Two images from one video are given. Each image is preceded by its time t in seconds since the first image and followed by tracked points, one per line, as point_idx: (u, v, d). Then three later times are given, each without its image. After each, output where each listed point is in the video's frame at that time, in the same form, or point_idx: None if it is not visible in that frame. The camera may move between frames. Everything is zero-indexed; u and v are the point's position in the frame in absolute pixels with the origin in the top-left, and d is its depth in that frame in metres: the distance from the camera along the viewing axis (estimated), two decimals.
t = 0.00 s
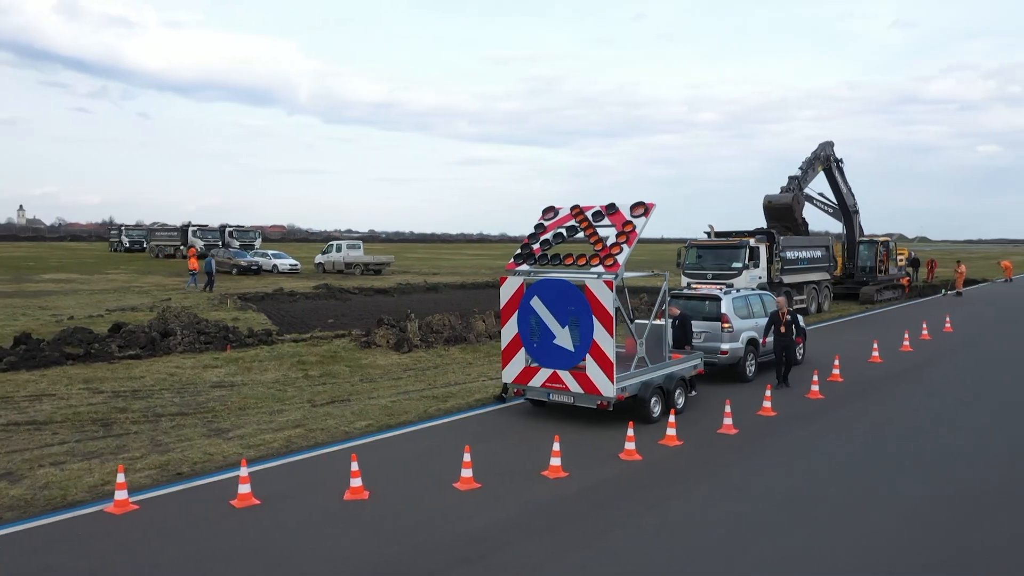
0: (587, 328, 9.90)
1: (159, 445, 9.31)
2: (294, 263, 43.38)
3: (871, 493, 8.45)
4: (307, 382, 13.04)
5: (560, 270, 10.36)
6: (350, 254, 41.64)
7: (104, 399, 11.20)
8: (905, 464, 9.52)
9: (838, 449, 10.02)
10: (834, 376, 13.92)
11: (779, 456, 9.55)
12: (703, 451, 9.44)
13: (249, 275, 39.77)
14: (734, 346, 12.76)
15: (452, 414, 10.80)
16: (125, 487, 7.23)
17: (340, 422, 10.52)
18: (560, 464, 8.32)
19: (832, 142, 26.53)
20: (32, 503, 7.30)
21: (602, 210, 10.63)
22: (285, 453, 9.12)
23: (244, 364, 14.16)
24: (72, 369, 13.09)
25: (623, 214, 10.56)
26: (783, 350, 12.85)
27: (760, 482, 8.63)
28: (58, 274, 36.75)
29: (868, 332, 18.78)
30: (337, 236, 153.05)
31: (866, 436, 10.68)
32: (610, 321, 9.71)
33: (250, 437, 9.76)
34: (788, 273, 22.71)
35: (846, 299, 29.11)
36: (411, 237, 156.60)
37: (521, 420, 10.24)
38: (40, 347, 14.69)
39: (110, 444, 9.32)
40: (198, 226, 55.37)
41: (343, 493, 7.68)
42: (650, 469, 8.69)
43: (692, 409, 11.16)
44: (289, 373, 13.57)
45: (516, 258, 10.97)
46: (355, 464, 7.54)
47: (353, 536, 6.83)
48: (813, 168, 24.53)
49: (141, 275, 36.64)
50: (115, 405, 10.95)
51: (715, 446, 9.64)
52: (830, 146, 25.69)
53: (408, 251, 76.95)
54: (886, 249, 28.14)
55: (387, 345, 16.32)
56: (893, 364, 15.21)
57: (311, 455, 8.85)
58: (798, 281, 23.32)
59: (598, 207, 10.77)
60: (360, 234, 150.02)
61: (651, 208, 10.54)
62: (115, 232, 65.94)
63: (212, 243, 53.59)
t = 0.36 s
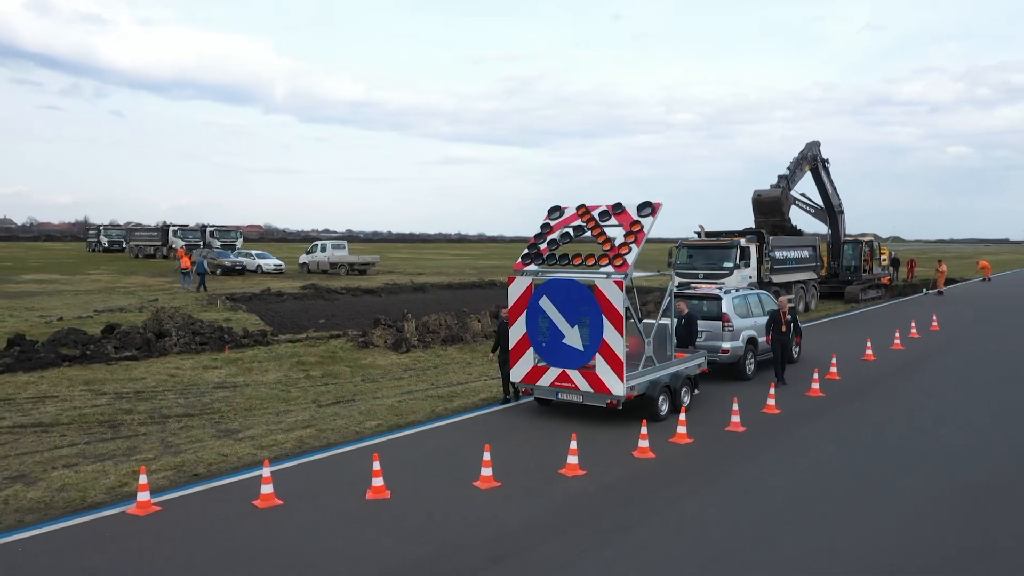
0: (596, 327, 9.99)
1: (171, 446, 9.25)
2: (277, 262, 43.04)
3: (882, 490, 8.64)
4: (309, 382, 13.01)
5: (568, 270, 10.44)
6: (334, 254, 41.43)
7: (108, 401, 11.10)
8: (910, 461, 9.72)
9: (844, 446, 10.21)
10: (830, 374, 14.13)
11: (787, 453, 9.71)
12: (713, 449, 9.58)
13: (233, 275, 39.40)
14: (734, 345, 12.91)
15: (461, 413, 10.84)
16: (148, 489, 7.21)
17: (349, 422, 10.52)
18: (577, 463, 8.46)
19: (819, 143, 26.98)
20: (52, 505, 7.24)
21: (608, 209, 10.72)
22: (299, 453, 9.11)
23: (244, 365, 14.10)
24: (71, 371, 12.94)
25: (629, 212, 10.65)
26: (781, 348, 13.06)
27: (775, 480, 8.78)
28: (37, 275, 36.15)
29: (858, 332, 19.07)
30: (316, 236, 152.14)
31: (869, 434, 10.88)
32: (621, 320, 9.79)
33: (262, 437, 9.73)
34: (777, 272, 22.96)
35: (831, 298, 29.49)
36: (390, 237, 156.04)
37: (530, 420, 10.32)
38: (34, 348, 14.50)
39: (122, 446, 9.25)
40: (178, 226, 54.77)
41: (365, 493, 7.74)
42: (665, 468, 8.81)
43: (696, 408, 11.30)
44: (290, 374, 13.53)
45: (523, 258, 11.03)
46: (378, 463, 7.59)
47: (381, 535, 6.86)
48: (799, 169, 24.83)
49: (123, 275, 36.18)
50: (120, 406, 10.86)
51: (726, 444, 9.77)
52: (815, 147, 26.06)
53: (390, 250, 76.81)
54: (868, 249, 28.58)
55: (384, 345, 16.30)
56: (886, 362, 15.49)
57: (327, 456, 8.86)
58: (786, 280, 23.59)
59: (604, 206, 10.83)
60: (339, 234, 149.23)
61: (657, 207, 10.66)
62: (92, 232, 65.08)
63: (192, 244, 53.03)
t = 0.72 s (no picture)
0: (601, 326, 10.08)
1: (178, 448, 9.19)
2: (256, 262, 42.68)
3: (886, 484, 8.84)
4: (308, 382, 12.97)
5: (572, 270, 10.53)
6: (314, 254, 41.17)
7: (107, 402, 10.99)
8: (909, 455, 9.95)
9: (844, 443, 10.41)
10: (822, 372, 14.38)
11: (790, 450, 9.90)
12: (718, 446, 9.74)
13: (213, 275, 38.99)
14: (731, 343, 13.10)
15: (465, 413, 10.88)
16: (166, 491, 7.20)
17: (354, 422, 10.51)
18: (590, 460, 8.65)
19: (799, 144, 27.35)
20: (68, 507, 7.19)
21: (611, 209, 10.83)
22: (309, 453, 9.10)
23: (240, 365, 14.02)
24: (65, 373, 12.78)
25: (631, 212, 10.77)
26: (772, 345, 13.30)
27: (784, 475, 8.95)
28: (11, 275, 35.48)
29: (844, 331, 19.40)
30: (291, 236, 150.95)
31: (867, 429, 11.10)
32: (625, 319, 9.90)
33: (268, 438, 9.70)
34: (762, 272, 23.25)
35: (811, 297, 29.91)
36: (366, 237, 155.28)
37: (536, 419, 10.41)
38: (24, 350, 14.29)
39: (128, 447, 9.17)
40: (153, 225, 54.09)
41: (382, 492, 7.84)
42: (674, 466, 8.95)
43: (697, 406, 11.45)
44: (287, 375, 13.47)
45: (526, 257, 11.10)
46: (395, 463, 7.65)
47: (405, 534, 6.91)
48: (781, 170, 25.12)
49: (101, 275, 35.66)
50: (120, 408, 10.75)
51: (732, 442, 9.94)
52: (797, 148, 26.38)
53: (367, 250, 76.38)
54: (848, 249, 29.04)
55: (378, 345, 16.27)
56: (874, 360, 15.79)
57: (337, 457, 8.88)
58: (771, 280, 23.90)
59: (606, 206, 10.90)
60: (314, 234, 148.17)
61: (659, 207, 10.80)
62: (64, 232, 64.04)
63: (168, 244, 52.38)
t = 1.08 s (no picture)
0: (608, 324, 10.19)
1: (189, 448, 9.16)
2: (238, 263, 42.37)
3: (892, 479, 9.04)
4: (309, 383, 12.95)
5: (579, 269, 10.64)
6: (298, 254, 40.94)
7: (110, 404, 10.91)
8: (911, 450, 10.18)
9: (846, 439, 10.62)
10: (817, 370, 14.64)
11: (795, 446, 10.09)
12: (725, 443, 9.91)
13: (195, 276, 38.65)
14: (729, 342, 13.28)
15: (471, 412, 10.94)
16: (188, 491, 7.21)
17: (362, 422, 10.52)
18: (604, 457, 8.79)
19: (780, 146, 27.86)
20: (88, 508, 7.17)
21: (616, 209, 10.94)
22: (322, 453, 9.12)
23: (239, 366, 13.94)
24: (62, 374, 12.66)
25: (636, 212, 10.89)
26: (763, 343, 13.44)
27: (795, 471, 9.11)
28: None
29: (832, 329, 19.72)
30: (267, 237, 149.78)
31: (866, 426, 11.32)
32: (633, 318, 10.01)
33: (278, 438, 9.70)
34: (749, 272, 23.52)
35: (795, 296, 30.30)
36: (343, 237, 154.49)
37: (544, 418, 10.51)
38: (17, 351, 14.12)
39: (138, 448, 9.13)
40: (132, 226, 53.47)
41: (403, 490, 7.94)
42: (684, 463, 9.10)
43: (700, 404, 11.62)
44: (287, 375, 13.43)
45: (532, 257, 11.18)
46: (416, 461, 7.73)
47: (430, 531, 6.99)
48: (766, 171, 25.44)
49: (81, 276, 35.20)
50: (124, 409, 10.68)
51: (738, 439, 10.11)
52: (779, 150, 26.74)
53: (347, 251, 76.00)
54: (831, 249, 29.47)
55: (375, 346, 16.27)
56: (865, 358, 16.09)
57: (352, 457, 8.90)
58: (758, 279, 24.19)
59: (610, 205, 11.02)
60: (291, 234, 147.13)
61: (663, 207, 10.93)
62: (38, 233, 63.06)
63: (147, 244, 51.79)
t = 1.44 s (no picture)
0: (616, 324, 10.29)
1: (201, 449, 9.13)
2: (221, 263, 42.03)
3: (897, 476, 9.24)
4: (312, 383, 12.93)
5: (586, 269, 10.74)
6: (282, 254, 40.71)
7: (114, 405, 10.83)
8: (912, 447, 10.40)
9: (847, 437, 10.82)
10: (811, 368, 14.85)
11: (800, 444, 10.27)
12: (732, 441, 10.05)
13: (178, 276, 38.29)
14: (728, 341, 13.44)
15: (478, 411, 10.98)
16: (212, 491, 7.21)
17: (370, 422, 10.54)
18: (618, 455, 8.91)
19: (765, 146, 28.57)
20: (110, 509, 7.14)
21: (621, 209, 11.04)
22: (336, 453, 9.13)
23: (239, 367, 13.88)
24: (61, 375, 12.54)
25: (640, 212, 11.00)
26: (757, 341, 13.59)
27: (803, 469, 9.29)
28: None
29: (821, 328, 20.01)
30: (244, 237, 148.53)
31: (864, 424, 11.54)
32: (641, 318, 10.12)
33: (289, 438, 9.69)
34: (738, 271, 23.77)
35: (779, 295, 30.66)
36: (321, 237, 153.61)
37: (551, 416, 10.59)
38: (11, 352, 13.96)
39: (150, 449, 9.08)
40: (110, 225, 52.80)
41: (423, 489, 8.00)
42: (695, 460, 9.23)
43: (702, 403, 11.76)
44: (288, 375, 13.40)
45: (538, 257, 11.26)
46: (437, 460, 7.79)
47: (456, 529, 7.06)
48: (751, 171, 25.75)
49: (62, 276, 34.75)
50: (130, 410, 10.62)
51: (744, 437, 10.25)
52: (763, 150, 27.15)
53: (327, 251, 75.62)
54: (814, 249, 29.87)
55: (372, 346, 16.26)
56: (857, 357, 16.35)
57: (367, 457, 8.92)
58: (746, 278, 24.45)
59: (615, 205, 11.12)
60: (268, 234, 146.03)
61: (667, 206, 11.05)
62: (13, 233, 62.08)
63: (126, 244, 51.18)
